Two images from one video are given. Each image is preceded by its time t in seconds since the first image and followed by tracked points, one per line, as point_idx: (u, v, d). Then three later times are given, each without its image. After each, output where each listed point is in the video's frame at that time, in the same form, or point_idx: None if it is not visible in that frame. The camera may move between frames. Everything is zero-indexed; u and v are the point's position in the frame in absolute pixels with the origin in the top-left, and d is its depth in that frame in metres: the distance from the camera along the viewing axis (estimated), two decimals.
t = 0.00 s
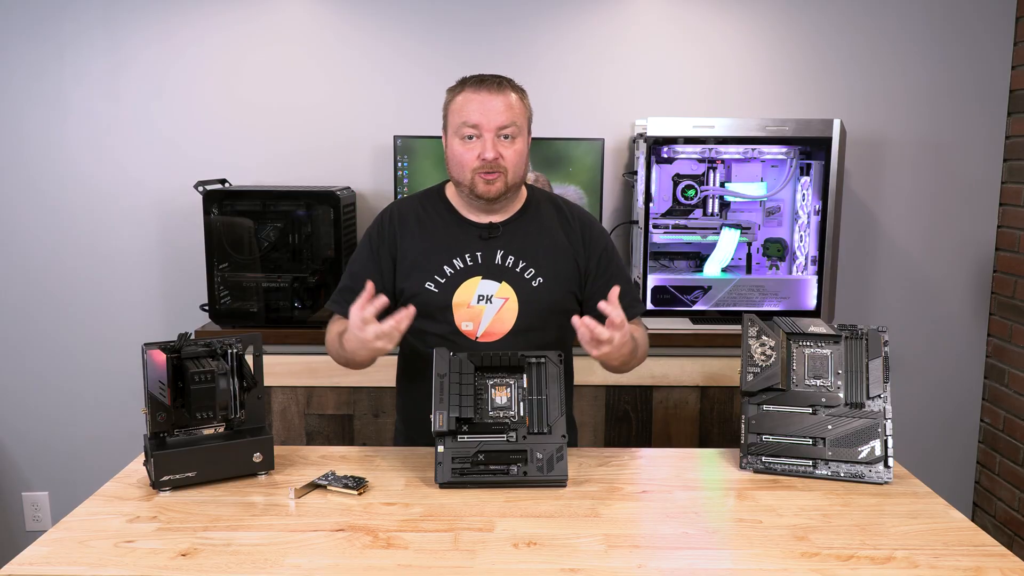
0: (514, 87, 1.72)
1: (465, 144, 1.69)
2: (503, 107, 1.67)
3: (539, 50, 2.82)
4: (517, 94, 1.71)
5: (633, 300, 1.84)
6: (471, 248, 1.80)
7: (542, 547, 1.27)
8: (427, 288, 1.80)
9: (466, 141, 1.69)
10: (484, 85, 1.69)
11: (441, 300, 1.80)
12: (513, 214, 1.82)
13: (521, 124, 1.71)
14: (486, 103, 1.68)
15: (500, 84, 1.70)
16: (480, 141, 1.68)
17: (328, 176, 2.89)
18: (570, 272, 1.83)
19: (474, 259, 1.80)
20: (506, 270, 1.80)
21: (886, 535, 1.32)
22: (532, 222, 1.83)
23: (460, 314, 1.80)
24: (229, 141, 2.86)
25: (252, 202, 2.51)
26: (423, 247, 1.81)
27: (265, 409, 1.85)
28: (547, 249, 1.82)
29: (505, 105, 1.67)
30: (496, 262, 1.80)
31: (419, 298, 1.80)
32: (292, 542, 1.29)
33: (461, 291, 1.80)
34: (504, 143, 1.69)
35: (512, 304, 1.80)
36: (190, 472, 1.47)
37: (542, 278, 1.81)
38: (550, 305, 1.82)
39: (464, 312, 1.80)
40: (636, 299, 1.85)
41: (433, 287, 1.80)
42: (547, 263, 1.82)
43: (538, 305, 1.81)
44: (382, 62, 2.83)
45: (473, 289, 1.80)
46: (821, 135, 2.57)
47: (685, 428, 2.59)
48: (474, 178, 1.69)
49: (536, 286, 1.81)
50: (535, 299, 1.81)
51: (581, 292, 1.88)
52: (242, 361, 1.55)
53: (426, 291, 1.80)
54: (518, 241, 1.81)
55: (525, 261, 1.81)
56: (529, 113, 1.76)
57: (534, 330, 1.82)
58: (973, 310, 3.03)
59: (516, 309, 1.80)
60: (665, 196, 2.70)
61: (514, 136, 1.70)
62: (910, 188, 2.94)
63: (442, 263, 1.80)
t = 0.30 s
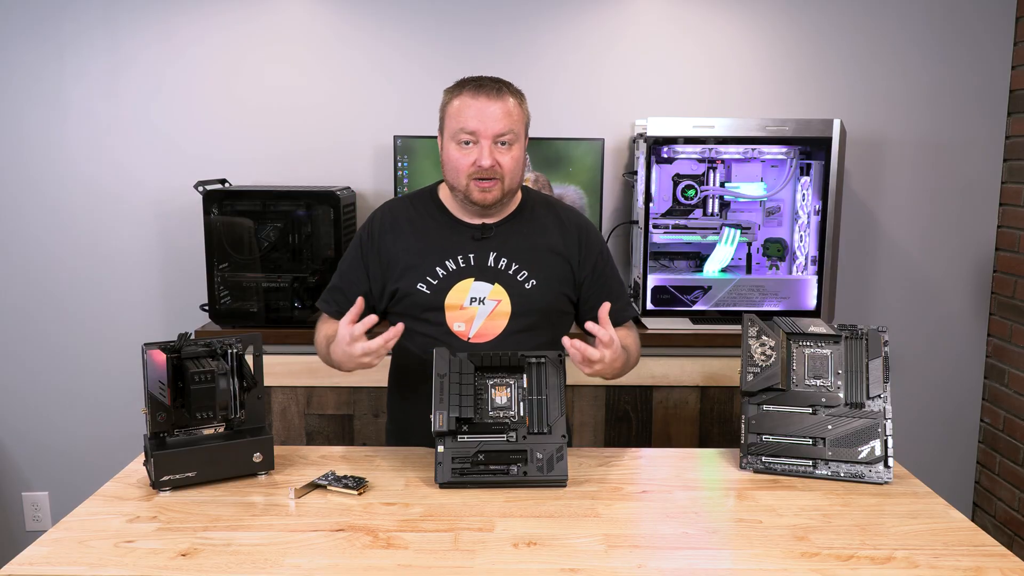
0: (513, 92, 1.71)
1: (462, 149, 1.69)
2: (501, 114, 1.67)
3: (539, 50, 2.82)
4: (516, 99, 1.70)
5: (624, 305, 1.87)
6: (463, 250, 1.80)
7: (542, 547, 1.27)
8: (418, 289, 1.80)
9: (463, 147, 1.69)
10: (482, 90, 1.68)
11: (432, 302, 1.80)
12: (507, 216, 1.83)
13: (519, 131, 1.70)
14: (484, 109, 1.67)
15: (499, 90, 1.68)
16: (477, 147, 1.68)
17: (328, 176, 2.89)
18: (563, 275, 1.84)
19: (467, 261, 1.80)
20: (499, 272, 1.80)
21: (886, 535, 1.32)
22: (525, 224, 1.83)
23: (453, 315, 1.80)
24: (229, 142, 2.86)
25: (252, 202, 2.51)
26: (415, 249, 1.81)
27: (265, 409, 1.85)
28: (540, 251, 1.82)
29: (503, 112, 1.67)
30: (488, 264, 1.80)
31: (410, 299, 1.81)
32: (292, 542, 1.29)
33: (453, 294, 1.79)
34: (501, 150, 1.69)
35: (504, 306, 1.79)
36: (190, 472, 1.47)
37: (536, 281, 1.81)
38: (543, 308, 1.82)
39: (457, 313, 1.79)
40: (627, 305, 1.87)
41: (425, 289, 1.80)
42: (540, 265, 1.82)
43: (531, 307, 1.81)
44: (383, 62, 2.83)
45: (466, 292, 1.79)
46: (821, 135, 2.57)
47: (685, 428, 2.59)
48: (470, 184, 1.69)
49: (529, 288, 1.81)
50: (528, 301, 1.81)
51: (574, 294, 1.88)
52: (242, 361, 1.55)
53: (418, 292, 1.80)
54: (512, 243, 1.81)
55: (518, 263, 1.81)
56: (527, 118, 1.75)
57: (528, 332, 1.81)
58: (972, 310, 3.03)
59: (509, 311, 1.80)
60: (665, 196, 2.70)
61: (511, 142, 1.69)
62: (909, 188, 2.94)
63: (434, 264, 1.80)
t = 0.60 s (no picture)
0: (508, 95, 1.70)
1: (456, 152, 1.69)
2: (496, 117, 1.66)
3: (539, 49, 2.82)
4: (510, 101, 1.70)
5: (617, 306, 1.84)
6: (454, 250, 1.80)
7: (542, 547, 1.27)
8: (408, 288, 1.80)
9: (457, 149, 1.69)
10: (477, 92, 1.67)
11: (421, 302, 1.80)
12: (500, 217, 1.83)
13: (513, 134, 1.70)
14: (479, 112, 1.67)
15: (494, 92, 1.68)
16: (471, 150, 1.68)
17: (328, 176, 2.89)
18: (554, 276, 1.84)
19: (457, 261, 1.80)
20: (489, 273, 1.80)
21: (886, 535, 1.32)
22: (517, 226, 1.83)
23: (441, 315, 1.80)
24: (229, 142, 2.86)
25: (252, 202, 2.51)
26: (406, 248, 1.81)
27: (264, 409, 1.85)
28: (531, 252, 1.83)
29: (498, 116, 1.66)
30: (479, 264, 1.80)
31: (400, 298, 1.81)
32: (292, 542, 1.29)
33: (442, 294, 1.79)
34: (496, 153, 1.69)
35: (492, 307, 1.80)
36: (190, 472, 1.47)
37: (525, 282, 1.82)
38: (532, 309, 1.82)
39: (445, 314, 1.80)
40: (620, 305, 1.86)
41: (414, 288, 1.80)
42: (530, 267, 1.82)
43: (520, 308, 1.81)
44: (383, 62, 2.83)
45: (454, 292, 1.79)
46: (822, 135, 2.57)
47: (685, 428, 2.59)
48: (463, 187, 1.69)
49: (518, 290, 1.81)
50: (517, 303, 1.81)
51: (565, 294, 1.88)
52: (242, 361, 1.55)
53: (408, 291, 1.80)
54: (502, 244, 1.81)
55: (508, 264, 1.81)
56: (522, 121, 1.74)
57: (517, 332, 1.83)
58: (971, 310, 3.03)
59: (497, 313, 1.81)
60: (665, 196, 2.70)
61: (505, 146, 1.69)
62: (908, 188, 2.94)
63: (425, 264, 1.80)
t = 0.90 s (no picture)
0: (505, 99, 1.70)
1: (453, 157, 1.68)
2: (493, 122, 1.66)
3: (539, 49, 2.82)
4: (507, 105, 1.70)
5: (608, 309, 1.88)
6: (448, 252, 1.80)
7: (541, 547, 1.27)
8: (402, 290, 1.80)
9: (454, 154, 1.68)
10: (475, 96, 1.67)
11: (415, 303, 1.80)
12: (494, 220, 1.82)
13: (510, 139, 1.70)
14: (476, 116, 1.66)
15: (492, 97, 1.68)
16: (468, 155, 1.68)
17: (329, 176, 2.89)
18: (548, 279, 1.84)
19: (451, 263, 1.80)
20: (483, 275, 1.80)
21: (886, 535, 1.32)
22: (511, 229, 1.83)
23: (435, 317, 1.81)
24: (229, 142, 2.86)
25: (252, 201, 2.51)
26: (400, 249, 1.81)
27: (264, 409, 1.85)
28: (525, 255, 1.82)
29: (496, 120, 1.67)
30: (473, 267, 1.80)
31: (394, 299, 1.81)
32: (292, 542, 1.29)
33: (436, 295, 1.80)
34: (493, 158, 1.69)
35: (487, 309, 1.80)
36: (190, 472, 1.47)
37: (519, 285, 1.81)
38: (526, 312, 1.82)
39: (439, 315, 1.80)
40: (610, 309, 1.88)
41: (408, 290, 1.80)
42: (524, 270, 1.82)
43: (514, 311, 1.81)
44: (384, 61, 2.83)
45: (449, 293, 1.80)
46: (822, 135, 2.57)
47: (685, 427, 2.59)
48: (460, 191, 1.69)
49: (512, 293, 1.81)
50: (511, 305, 1.81)
51: (559, 297, 1.88)
52: (242, 361, 1.55)
53: (402, 293, 1.80)
54: (496, 247, 1.82)
55: (502, 267, 1.81)
56: (517, 125, 1.74)
57: (511, 335, 1.82)
58: (971, 311, 3.03)
59: (492, 315, 1.81)
60: (665, 195, 2.70)
61: (502, 151, 1.69)
62: (908, 188, 2.94)
63: (419, 265, 1.80)
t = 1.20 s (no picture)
0: (504, 100, 1.70)
1: (453, 158, 1.68)
2: (493, 124, 1.66)
3: (539, 49, 2.82)
4: (507, 107, 1.70)
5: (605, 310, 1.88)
6: (448, 254, 1.80)
7: (541, 547, 1.27)
8: (402, 291, 1.79)
9: (454, 155, 1.68)
10: (474, 98, 1.67)
11: (415, 305, 1.80)
12: (492, 220, 1.83)
13: (509, 140, 1.70)
14: (476, 118, 1.66)
15: (491, 98, 1.68)
16: (468, 156, 1.67)
17: (329, 176, 2.89)
18: (547, 279, 1.84)
19: (451, 264, 1.80)
20: (483, 276, 1.80)
21: (886, 535, 1.32)
22: (510, 229, 1.83)
23: (436, 318, 1.80)
24: (230, 142, 2.86)
25: (252, 201, 2.51)
26: (399, 251, 1.80)
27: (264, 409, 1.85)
28: (523, 255, 1.83)
29: (495, 122, 1.66)
30: (472, 267, 1.81)
31: (393, 301, 1.80)
32: (292, 542, 1.29)
33: (437, 297, 1.80)
34: (492, 159, 1.69)
35: (487, 309, 1.80)
36: (190, 472, 1.47)
37: (519, 285, 1.82)
38: (526, 312, 1.82)
39: (440, 315, 1.80)
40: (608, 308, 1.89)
41: (408, 291, 1.79)
42: (523, 270, 1.82)
43: (514, 311, 1.81)
44: (383, 61, 2.83)
45: (449, 295, 1.80)
46: (821, 135, 2.57)
47: (685, 427, 2.59)
48: (459, 192, 1.69)
49: (512, 293, 1.81)
50: (511, 305, 1.81)
51: (558, 297, 1.88)
52: (242, 361, 1.55)
53: (401, 294, 1.80)
54: (495, 247, 1.82)
55: (501, 267, 1.81)
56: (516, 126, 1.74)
57: (510, 335, 1.82)
58: (970, 311, 3.03)
59: (492, 315, 1.81)
60: (665, 195, 2.70)
61: (501, 152, 1.70)
62: (907, 188, 2.94)
63: (419, 267, 1.80)
